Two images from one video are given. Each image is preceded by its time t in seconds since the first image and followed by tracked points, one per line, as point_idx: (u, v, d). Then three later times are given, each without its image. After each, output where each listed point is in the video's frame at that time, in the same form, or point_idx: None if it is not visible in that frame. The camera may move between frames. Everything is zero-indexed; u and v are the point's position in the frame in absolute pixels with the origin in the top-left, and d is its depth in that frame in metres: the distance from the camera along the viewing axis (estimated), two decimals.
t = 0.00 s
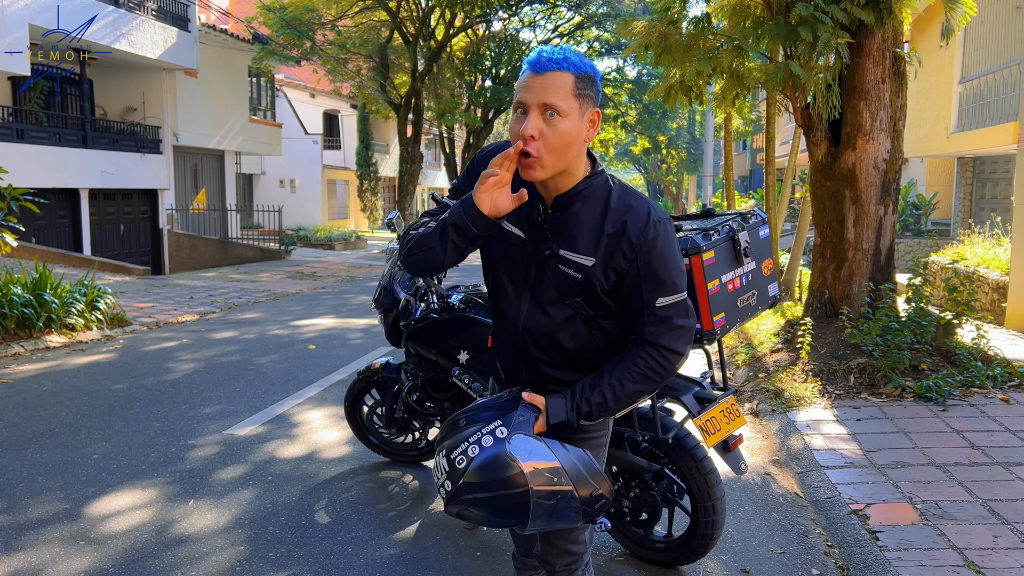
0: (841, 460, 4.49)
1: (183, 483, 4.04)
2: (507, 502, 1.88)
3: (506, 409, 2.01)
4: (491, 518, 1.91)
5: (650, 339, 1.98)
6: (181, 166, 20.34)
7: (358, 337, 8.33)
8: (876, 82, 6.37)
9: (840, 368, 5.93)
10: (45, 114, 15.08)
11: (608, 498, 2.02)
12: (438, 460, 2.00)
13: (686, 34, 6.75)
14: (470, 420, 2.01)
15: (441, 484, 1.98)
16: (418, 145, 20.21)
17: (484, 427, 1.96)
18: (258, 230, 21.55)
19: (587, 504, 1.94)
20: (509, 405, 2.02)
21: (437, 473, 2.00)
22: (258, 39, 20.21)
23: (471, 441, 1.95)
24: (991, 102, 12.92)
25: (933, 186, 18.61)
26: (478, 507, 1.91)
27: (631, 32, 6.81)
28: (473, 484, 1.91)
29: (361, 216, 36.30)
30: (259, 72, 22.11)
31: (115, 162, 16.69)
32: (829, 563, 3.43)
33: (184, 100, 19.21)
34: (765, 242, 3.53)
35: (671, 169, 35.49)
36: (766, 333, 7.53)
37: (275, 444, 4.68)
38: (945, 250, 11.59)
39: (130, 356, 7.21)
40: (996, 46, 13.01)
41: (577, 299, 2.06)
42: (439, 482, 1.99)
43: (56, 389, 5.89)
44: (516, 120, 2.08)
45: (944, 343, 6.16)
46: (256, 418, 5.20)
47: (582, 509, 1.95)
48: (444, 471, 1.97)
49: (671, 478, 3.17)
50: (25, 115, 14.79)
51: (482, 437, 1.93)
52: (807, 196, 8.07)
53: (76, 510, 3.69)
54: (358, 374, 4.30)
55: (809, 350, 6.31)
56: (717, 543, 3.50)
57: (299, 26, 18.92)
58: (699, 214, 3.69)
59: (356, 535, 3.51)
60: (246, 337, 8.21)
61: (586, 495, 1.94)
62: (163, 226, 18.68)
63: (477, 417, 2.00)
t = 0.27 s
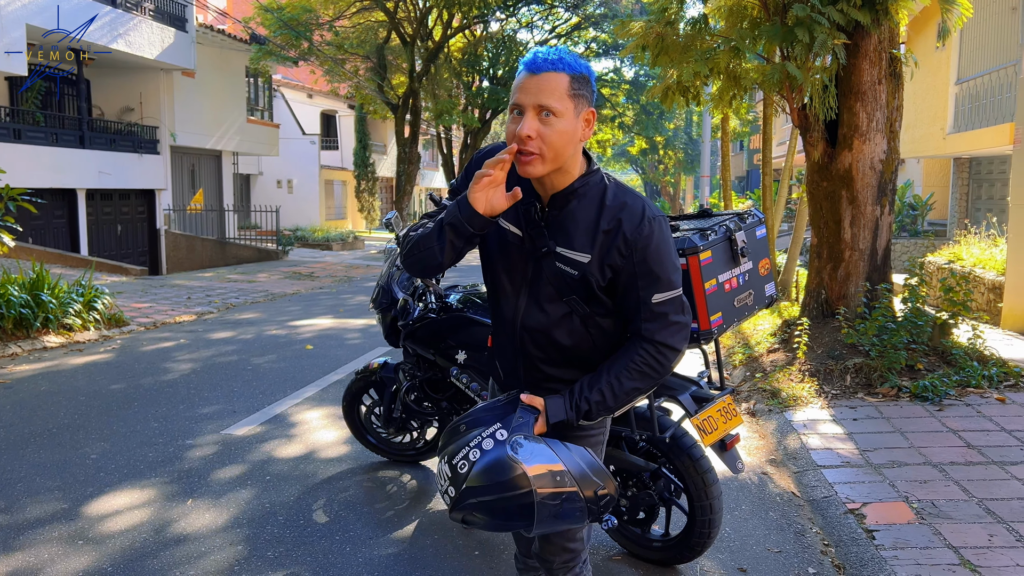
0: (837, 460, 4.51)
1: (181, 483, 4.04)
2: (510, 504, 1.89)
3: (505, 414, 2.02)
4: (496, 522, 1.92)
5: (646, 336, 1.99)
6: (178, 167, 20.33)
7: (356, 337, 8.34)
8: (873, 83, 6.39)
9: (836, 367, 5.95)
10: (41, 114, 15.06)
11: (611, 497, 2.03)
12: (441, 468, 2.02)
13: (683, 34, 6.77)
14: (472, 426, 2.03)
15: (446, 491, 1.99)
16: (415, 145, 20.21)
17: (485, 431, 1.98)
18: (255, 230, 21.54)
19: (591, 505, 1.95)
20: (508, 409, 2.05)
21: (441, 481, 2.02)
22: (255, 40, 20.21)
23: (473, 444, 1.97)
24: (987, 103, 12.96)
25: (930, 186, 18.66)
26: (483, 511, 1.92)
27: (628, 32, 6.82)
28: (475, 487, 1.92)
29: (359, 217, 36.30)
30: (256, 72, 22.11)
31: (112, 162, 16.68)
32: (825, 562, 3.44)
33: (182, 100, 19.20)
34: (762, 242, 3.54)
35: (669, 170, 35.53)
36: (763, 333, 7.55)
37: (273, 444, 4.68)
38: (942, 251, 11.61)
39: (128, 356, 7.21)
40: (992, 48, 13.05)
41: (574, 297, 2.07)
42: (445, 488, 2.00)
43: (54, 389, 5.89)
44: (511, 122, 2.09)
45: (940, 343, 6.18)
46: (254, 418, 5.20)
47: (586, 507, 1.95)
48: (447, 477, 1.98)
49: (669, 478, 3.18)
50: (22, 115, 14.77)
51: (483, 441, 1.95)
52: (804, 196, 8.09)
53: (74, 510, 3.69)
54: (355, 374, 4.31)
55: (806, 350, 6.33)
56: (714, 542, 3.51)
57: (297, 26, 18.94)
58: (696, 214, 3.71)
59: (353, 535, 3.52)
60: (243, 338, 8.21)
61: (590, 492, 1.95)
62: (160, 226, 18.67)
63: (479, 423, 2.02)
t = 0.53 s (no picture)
0: (834, 460, 4.52)
1: (179, 484, 4.04)
2: (467, 500, 1.81)
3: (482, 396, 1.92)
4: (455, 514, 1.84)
5: (632, 326, 1.98)
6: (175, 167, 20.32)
7: (354, 338, 8.34)
8: (870, 84, 6.41)
9: (834, 368, 5.97)
10: (39, 115, 15.03)
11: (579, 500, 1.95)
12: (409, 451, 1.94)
13: (680, 35, 6.78)
14: (446, 408, 1.93)
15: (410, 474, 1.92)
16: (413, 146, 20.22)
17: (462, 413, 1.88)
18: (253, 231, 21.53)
19: (567, 503, 1.88)
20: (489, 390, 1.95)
21: (406, 461, 1.94)
22: (253, 40, 20.21)
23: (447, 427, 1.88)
24: (983, 104, 13.00)
25: (927, 187, 18.73)
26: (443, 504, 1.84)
27: (626, 33, 6.84)
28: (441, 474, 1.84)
29: (356, 218, 36.32)
30: (254, 73, 22.10)
31: (110, 163, 16.66)
32: (823, 562, 3.45)
33: (180, 101, 19.19)
34: (759, 242, 3.55)
35: (666, 171, 35.58)
36: (760, 333, 7.57)
37: (271, 444, 4.68)
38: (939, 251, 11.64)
39: (125, 356, 7.21)
40: (988, 50, 13.09)
41: (570, 290, 2.07)
42: (409, 471, 1.92)
43: (51, 389, 5.88)
44: (512, 120, 2.10)
45: (937, 344, 6.20)
46: (252, 418, 5.20)
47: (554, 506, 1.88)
48: (413, 457, 1.91)
49: (666, 478, 3.18)
50: (19, 115, 14.74)
51: (452, 421, 1.88)
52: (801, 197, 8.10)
53: (72, 510, 3.69)
54: (354, 374, 4.32)
55: (804, 351, 6.34)
56: (712, 542, 3.52)
57: (295, 26, 18.96)
58: (694, 214, 3.72)
59: (352, 535, 3.52)
60: (241, 338, 8.20)
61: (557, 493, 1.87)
62: (158, 227, 18.66)
63: (456, 404, 1.92)
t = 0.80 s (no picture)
0: (832, 461, 4.53)
1: (178, 485, 4.04)
2: (393, 217, 1.69)
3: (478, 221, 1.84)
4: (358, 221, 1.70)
5: (596, 275, 1.94)
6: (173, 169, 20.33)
7: (353, 339, 8.34)
8: (868, 86, 6.42)
9: (832, 369, 5.98)
10: (37, 116, 15.02)
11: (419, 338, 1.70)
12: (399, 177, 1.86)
13: (679, 37, 6.79)
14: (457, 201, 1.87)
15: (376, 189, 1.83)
16: (411, 147, 20.22)
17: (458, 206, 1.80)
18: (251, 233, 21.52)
19: (468, 299, 1.65)
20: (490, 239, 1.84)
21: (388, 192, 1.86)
22: (252, 42, 20.20)
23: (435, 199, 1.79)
24: (981, 106, 13.01)
25: (924, 189, 18.77)
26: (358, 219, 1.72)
27: (624, 35, 6.85)
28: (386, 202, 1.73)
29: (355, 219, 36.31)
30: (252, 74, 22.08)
31: (108, 164, 16.64)
32: (821, 562, 3.46)
33: (178, 103, 19.18)
34: (757, 244, 3.56)
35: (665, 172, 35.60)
36: (759, 334, 7.57)
37: (269, 446, 4.69)
38: (937, 253, 11.65)
39: (124, 358, 7.20)
40: (986, 51, 13.11)
41: (563, 265, 2.13)
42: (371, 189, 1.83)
43: (49, 391, 5.88)
44: (519, 118, 2.19)
45: (935, 345, 6.21)
46: (251, 419, 5.20)
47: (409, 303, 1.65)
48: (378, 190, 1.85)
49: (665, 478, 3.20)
50: (17, 117, 14.72)
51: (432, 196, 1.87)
52: (799, 198, 8.10)
53: (70, 511, 3.68)
54: (353, 376, 4.34)
55: (802, 352, 6.34)
56: (710, 543, 3.52)
57: (294, 28, 18.99)
58: (693, 215, 3.73)
59: (351, 536, 3.52)
60: (239, 340, 8.20)
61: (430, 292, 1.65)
62: (156, 228, 18.65)
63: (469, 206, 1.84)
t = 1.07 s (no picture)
0: (831, 462, 4.53)
1: (177, 487, 4.04)
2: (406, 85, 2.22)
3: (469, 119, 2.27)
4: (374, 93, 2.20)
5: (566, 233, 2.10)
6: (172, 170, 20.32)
7: (351, 341, 8.33)
8: (866, 88, 6.43)
9: (830, 371, 5.98)
10: (36, 117, 15.00)
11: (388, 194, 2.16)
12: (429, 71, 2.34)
13: (678, 39, 6.78)
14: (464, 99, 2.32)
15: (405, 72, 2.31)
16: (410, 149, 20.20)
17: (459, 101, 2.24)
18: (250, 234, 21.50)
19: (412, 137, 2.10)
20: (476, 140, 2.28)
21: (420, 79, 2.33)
22: (251, 43, 20.19)
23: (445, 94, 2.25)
24: (979, 107, 13.02)
25: (922, 190, 18.79)
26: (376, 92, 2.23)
27: (623, 37, 6.86)
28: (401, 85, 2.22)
29: (353, 221, 36.29)
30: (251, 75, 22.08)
31: (106, 165, 16.62)
32: (819, 564, 3.46)
33: (177, 104, 19.17)
34: (756, 246, 3.57)
35: (663, 174, 35.61)
36: (757, 336, 7.58)
37: (268, 447, 4.68)
38: (935, 254, 11.65)
39: (122, 359, 7.19)
40: (984, 53, 13.12)
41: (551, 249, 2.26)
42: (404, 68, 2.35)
43: (48, 393, 5.87)
44: (526, 119, 2.32)
45: (933, 347, 6.22)
46: (250, 421, 5.20)
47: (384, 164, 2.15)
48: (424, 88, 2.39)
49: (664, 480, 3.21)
50: (16, 118, 14.69)
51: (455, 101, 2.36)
52: (798, 200, 8.11)
53: (69, 513, 3.68)
54: (351, 377, 4.34)
55: (800, 353, 6.34)
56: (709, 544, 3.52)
57: (292, 30, 19.01)
58: (691, 217, 3.73)
59: (350, 537, 3.52)
60: (238, 341, 8.19)
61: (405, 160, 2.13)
62: (154, 230, 18.64)
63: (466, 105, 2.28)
